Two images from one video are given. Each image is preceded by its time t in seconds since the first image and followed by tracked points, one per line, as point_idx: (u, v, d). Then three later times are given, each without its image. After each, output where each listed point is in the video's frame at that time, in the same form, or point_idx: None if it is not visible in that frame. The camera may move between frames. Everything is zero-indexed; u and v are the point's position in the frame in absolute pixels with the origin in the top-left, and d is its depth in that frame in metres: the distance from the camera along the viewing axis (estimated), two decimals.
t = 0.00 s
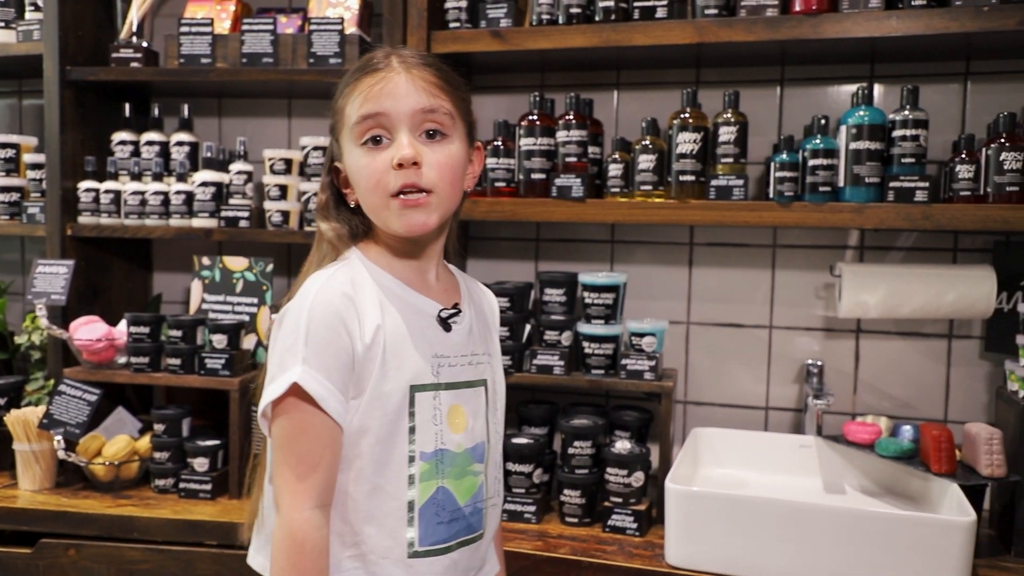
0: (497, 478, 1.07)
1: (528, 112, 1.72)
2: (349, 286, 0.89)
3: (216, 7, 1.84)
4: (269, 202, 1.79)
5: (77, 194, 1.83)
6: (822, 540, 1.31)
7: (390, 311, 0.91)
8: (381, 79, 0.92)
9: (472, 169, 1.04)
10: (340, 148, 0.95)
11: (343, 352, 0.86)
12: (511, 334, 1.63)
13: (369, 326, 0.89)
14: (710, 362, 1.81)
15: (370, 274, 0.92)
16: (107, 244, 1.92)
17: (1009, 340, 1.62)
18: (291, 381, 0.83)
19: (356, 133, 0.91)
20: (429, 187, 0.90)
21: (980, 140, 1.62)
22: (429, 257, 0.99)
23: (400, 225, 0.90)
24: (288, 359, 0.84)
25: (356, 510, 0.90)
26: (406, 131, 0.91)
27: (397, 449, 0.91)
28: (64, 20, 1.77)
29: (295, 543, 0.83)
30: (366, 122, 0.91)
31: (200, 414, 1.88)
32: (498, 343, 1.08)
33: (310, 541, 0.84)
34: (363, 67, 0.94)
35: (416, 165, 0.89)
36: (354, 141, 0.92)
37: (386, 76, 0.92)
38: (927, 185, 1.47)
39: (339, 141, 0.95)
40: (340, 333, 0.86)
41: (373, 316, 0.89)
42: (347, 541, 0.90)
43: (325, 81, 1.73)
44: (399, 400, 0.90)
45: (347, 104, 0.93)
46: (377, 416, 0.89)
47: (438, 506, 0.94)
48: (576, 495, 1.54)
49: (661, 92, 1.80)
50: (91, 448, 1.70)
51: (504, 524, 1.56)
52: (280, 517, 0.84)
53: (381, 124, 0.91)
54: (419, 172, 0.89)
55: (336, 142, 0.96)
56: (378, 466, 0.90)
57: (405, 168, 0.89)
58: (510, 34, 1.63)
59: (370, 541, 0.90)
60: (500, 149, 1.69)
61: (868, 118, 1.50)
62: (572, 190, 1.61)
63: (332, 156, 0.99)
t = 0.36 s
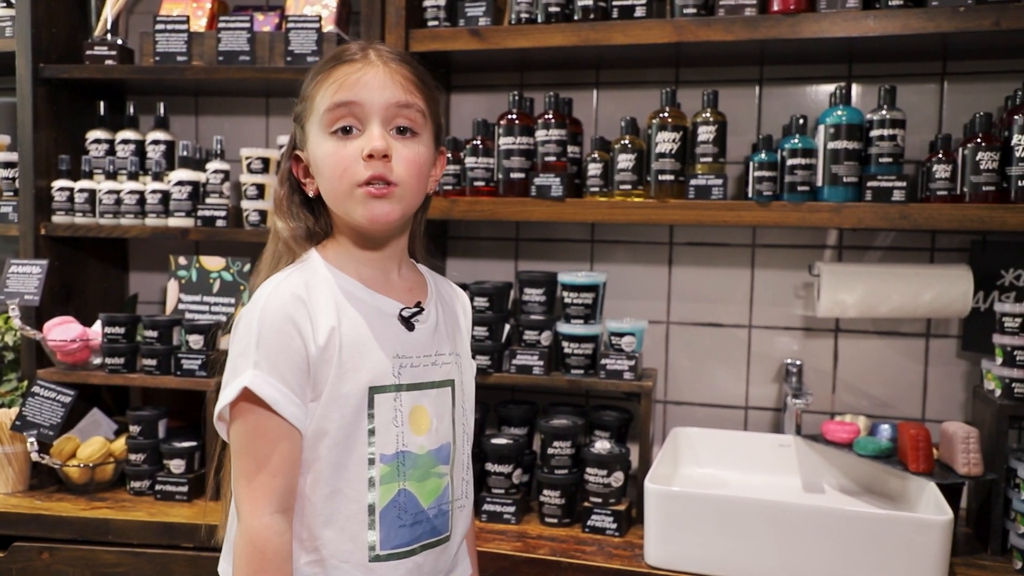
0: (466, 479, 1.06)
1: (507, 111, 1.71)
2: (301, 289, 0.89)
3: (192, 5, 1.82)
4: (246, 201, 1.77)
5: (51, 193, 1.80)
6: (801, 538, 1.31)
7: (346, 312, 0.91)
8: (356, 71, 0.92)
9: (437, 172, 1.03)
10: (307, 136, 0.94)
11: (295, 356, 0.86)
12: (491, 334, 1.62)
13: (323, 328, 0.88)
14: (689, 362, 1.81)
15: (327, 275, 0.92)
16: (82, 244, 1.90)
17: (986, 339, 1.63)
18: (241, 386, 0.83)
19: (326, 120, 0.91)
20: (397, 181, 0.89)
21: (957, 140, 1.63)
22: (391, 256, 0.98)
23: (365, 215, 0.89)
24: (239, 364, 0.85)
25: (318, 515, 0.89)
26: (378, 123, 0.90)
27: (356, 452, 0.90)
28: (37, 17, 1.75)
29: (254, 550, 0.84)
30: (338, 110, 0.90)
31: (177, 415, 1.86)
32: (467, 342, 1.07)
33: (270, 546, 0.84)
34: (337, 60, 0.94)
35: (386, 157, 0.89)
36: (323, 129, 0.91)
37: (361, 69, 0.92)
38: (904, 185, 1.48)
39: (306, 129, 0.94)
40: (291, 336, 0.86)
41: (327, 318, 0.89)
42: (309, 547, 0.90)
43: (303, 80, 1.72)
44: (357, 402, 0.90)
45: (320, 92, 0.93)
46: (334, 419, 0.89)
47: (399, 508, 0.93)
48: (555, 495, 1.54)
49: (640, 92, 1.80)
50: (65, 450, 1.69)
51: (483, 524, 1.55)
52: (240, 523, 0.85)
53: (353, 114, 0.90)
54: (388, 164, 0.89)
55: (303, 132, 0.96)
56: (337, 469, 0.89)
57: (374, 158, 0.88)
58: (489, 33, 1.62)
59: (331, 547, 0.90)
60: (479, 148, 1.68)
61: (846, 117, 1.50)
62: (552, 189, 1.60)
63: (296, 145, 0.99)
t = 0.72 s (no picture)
0: (469, 470, 1.03)
1: (501, 108, 1.70)
2: (259, 291, 0.91)
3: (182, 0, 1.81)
4: (238, 198, 1.75)
5: (40, 191, 1.78)
6: (797, 537, 1.30)
7: (307, 309, 0.92)
8: (360, 65, 0.91)
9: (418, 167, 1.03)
10: (296, 118, 0.93)
11: (251, 357, 0.88)
12: (484, 332, 1.61)
13: (279, 328, 0.90)
14: (684, 360, 1.80)
15: (289, 275, 0.94)
16: (71, 242, 1.88)
17: (982, 337, 1.62)
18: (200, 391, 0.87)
19: (322, 108, 0.90)
20: (385, 184, 0.89)
21: (952, 137, 1.62)
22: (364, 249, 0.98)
23: (349, 213, 0.89)
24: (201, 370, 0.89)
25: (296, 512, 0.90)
26: (376, 122, 0.90)
27: (328, 445, 0.91)
28: (26, 13, 1.73)
29: (229, 548, 0.87)
30: (336, 99, 0.89)
31: (167, 415, 1.84)
32: (461, 327, 1.05)
33: (243, 544, 0.87)
34: (340, 50, 0.93)
35: (380, 158, 0.88)
36: (318, 116, 0.90)
37: (366, 64, 0.91)
38: (900, 181, 1.47)
39: (297, 112, 0.93)
40: (246, 338, 0.88)
41: (285, 317, 0.90)
42: (292, 546, 0.91)
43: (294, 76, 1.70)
44: (323, 396, 0.91)
45: (318, 79, 0.91)
46: (301, 414, 0.90)
47: (380, 501, 0.92)
48: (549, 494, 1.52)
49: (634, 88, 1.79)
50: (54, 450, 1.67)
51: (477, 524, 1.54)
52: (218, 524, 0.88)
53: (352, 108, 0.89)
54: (380, 164, 0.89)
55: (291, 113, 0.94)
56: (308, 465, 0.90)
57: (367, 157, 0.88)
58: (482, 28, 1.61)
59: (312, 543, 0.90)
60: (473, 145, 1.67)
61: (841, 114, 1.50)
62: (546, 186, 1.59)
63: (279, 124, 0.97)
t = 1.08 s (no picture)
0: (466, 476, 1.00)
1: (500, 106, 1.68)
2: (253, 290, 0.89)
3: None
4: (233, 197, 1.73)
5: (33, 189, 1.76)
6: (800, 540, 1.28)
7: (301, 310, 0.90)
8: (354, 60, 0.89)
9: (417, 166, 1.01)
10: (290, 118, 0.91)
11: (244, 358, 0.87)
12: (483, 333, 1.59)
13: (273, 329, 0.88)
14: (684, 361, 1.78)
15: (283, 275, 0.92)
16: (65, 241, 1.86)
17: (987, 338, 1.60)
18: (191, 391, 0.86)
19: (316, 106, 0.88)
20: (382, 178, 0.87)
21: (956, 135, 1.61)
22: (363, 249, 0.96)
23: (346, 211, 0.87)
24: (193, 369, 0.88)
25: (285, 517, 0.89)
26: (371, 118, 0.88)
27: (320, 450, 0.89)
28: (19, 10, 1.71)
29: (215, 552, 0.85)
30: (330, 97, 0.88)
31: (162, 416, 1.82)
32: (462, 330, 1.02)
33: (228, 547, 0.85)
34: (334, 45, 0.91)
35: (377, 154, 0.86)
36: (312, 114, 0.88)
37: (360, 59, 0.90)
38: (904, 180, 1.45)
39: (291, 111, 0.91)
40: (238, 339, 0.87)
41: (279, 318, 0.89)
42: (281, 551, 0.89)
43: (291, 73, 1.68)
44: (316, 400, 0.89)
45: (311, 76, 0.90)
46: (293, 418, 0.88)
47: (370, 508, 0.90)
48: (549, 497, 1.51)
49: (634, 86, 1.77)
50: (48, 453, 1.64)
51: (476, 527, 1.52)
52: (204, 526, 0.87)
53: (346, 104, 0.88)
54: (377, 161, 0.87)
55: (285, 112, 0.92)
56: (299, 469, 0.88)
57: (363, 154, 0.86)
58: (481, 25, 1.59)
59: (302, 549, 0.88)
60: (471, 143, 1.65)
61: (845, 112, 1.48)
62: (545, 185, 1.57)
63: (273, 123, 0.95)
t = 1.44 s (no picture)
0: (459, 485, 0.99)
1: (498, 106, 1.66)
2: (251, 294, 0.87)
3: None
4: (229, 198, 1.71)
5: (26, 190, 1.74)
6: (803, 547, 1.26)
7: (299, 316, 0.88)
8: (344, 69, 0.87)
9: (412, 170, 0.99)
10: (281, 130, 0.89)
11: (241, 363, 0.84)
12: (481, 335, 1.57)
13: (271, 334, 0.86)
14: (684, 364, 1.77)
15: (279, 278, 0.90)
16: (58, 242, 1.84)
17: (990, 341, 1.59)
18: (182, 396, 0.82)
19: (307, 118, 0.86)
20: (376, 192, 0.86)
21: (960, 135, 1.59)
22: (356, 257, 0.95)
23: (341, 226, 0.86)
24: (185, 372, 0.84)
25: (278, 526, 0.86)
26: (363, 129, 0.86)
27: (317, 459, 0.87)
28: (12, 9, 1.69)
29: (205, 560, 0.82)
30: (321, 109, 0.85)
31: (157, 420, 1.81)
32: (451, 338, 1.02)
33: (220, 556, 0.82)
34: (325, 52, 0.89)
35: (370, 167, 0.85)
36: (303, 127, 0.86)
37: (351, 68, 0.87)
38: (907, 181, 1.43)
39: (282, 121, 0.89)
40: (236, 344, 0.84)
41: (277, 323, 0.86)
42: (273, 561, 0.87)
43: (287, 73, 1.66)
44: (313, 408, 0.87)
45: (300, 87, 0.87)
46: (289, 426, 0.86)
47: (367, 518, 0.88)
48: (548, 502, 1.49)
49: (634, 85, 1.75)
50: (41, 457, 1.62)
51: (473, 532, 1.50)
52: (191, 534, 0.83)
53: (338, 115, 0.86)
54: (371, 174, 0.85)
55: (276, 123, 0.90)
56: (295, 478, 0.86)
57: (357, 167, 0.84)
58: (479, 24, 1.57)
59: (296, 559, 0.86)
60: (469, 143, 1.63)
61: (847, 112, 1.46)
62: (544, 186, 1.55)
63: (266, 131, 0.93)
